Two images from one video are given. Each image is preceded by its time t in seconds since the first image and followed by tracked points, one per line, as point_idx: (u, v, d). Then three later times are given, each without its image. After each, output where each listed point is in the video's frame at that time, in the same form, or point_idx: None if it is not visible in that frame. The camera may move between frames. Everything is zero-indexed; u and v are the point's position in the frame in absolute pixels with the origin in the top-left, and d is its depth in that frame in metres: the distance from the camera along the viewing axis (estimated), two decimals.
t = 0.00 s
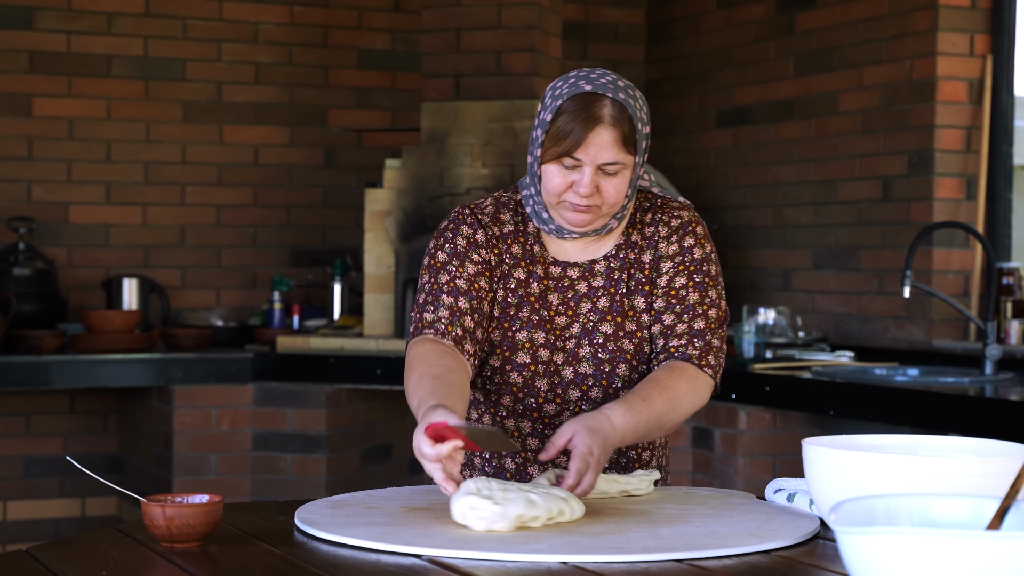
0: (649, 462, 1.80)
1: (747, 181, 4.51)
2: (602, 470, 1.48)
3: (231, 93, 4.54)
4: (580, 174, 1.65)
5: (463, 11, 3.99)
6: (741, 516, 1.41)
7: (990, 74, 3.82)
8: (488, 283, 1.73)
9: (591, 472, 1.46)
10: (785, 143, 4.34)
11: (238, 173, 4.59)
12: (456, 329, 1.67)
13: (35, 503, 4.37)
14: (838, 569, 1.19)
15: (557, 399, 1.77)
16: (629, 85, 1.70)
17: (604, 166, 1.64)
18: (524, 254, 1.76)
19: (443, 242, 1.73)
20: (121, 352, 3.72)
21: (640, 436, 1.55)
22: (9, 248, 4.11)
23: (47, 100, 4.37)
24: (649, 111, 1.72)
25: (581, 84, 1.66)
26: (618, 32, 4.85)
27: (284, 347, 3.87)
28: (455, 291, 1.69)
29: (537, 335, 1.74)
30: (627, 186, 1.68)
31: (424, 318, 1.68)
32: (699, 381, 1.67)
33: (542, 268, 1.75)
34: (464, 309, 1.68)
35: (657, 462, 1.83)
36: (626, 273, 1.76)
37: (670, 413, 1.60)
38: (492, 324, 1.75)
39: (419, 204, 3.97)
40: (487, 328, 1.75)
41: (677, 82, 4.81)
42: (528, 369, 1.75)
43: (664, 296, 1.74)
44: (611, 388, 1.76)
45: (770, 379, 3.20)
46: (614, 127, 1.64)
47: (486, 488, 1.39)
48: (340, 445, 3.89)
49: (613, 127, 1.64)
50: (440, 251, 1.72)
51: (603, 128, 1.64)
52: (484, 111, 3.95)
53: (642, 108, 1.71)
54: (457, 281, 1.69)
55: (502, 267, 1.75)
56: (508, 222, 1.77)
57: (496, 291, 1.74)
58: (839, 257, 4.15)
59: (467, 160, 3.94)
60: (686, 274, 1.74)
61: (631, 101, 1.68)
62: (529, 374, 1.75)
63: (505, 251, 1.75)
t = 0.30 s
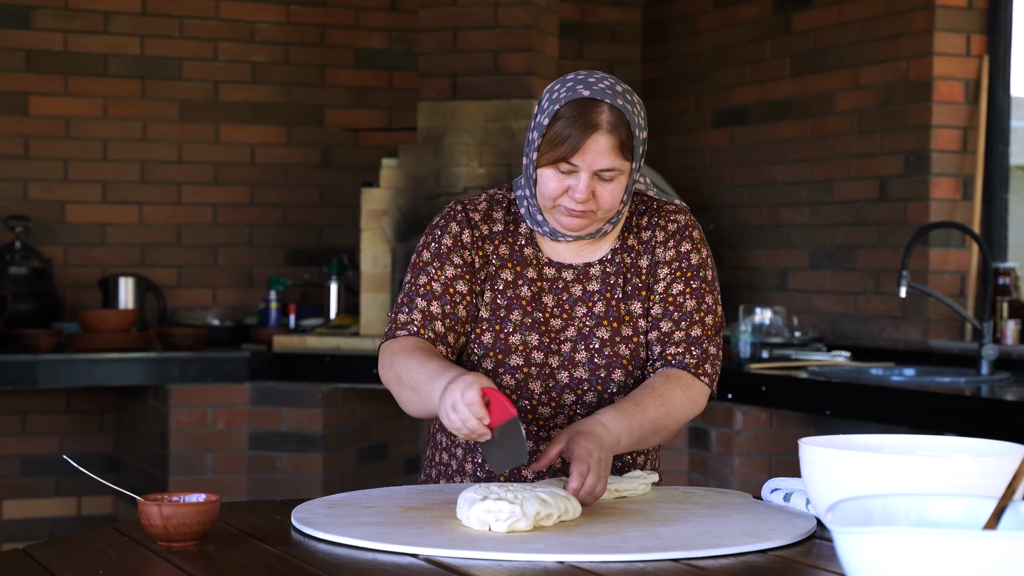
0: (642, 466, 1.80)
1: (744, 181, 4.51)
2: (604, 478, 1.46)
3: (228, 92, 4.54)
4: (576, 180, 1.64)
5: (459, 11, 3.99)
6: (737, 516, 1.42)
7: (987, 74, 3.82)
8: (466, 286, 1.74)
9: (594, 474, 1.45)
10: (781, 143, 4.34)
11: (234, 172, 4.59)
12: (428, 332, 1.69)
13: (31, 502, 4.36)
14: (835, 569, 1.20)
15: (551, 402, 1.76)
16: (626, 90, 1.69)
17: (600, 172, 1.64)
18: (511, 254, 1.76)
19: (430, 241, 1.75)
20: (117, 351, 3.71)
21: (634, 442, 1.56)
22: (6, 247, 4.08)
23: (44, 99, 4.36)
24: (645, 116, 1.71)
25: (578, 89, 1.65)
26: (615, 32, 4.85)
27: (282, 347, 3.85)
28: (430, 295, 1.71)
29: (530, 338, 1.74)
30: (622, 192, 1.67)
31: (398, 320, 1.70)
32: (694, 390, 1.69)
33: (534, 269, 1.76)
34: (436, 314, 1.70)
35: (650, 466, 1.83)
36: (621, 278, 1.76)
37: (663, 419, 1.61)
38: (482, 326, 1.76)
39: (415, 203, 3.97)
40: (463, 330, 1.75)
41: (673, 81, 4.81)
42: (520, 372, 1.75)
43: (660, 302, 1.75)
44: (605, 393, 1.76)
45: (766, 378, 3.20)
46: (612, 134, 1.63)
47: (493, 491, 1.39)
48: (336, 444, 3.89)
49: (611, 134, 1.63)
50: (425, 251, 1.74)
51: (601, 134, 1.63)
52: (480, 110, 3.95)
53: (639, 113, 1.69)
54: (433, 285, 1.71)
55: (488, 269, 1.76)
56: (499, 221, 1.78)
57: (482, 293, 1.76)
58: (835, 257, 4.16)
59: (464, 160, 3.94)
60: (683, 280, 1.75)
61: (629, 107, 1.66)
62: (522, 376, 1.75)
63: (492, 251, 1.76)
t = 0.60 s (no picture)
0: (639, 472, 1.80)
1: (740, 181, 4.51)
2: (592, 477, 1.46)
3: (224, 92, 4.54)
4: (583, 184, 1.64)
5: (456, 10, 3.99)
6: (734, 515, 1.42)
7: (983, 74, 3.83)
8: (474, 288, 1.74)
9: (576, 475, 1.45)
10: (778, 143, 4.34)
11: (230, 172, 4.58)
12: (438, 337, 1.70)
13: (27, 501, 4.36)
14: (832, 569, 1.20)
15: (552, 405, 1.75)
16: (637, 96, 1.68)
17: (608, 178, 1.64)
18: (517, 254, 1.77)
19: (437, 241, 1.75)
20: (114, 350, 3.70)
21: (622, 446, 1.57)
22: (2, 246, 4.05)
23: (40, 98, 4.36)
24: (655, 121, 1.71)
25: (589, 94, 1.65)
26: (611, 31, 4.86)
27: (278, 346, 3.88)
28: (439, 298, 1.71)
29: (534, 339, 1.75)
30: (629, 197, 1.67)
31: (407, 323, 1.71)
32: (685, 398, 1.70)
33: (539, 270, 1.76)
34: (445, 318, 1.71)
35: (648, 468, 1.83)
36: (625, 282, 1.76)
37: (651, 425, 1.63)
38: (487, 326, 1.76)
39: (412, 203, 3.96)
40: (473, 332, 1.76)
41: (670, 81, 4.81)
42: (522, 374, 1.75)
43: (661, 308, 1.75)
44: (606, 397, 1.76)
45: (762, 377, 3.20)
46: (620, 139, 1.63)
47: (490, 490, 1.39)
48: (333, 444, 3.89)
49: (620, 139, 1.63)
50: (433, 250, 1.74)
51: (610, 140, 1.62)
52: (477, 110, 3.95)
53: (649, 118, 1.69)
54: (442, 287, 1.72)
55: (494, 269, 1.76)
56: (506, 220, 1.78)
57: (488, 293, 1.76)
58: (832, 257, 4.16)
59: (460, 159, 3.94)
60: (685, 286, 1.75)
61: (639, 113, 1.66)
62: (524, 378, 1.75)
63: (499, 251, 1.77)
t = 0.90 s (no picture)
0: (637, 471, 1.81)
1: (738, 180, 4.51)
2: (584, 477, 1.47)
3: (221, 91, 4.53)
4: (588, 182, 1.64)
5: (453, 10, 3.99)
6: (731, 516, 1.42)
7: (980, 74, 3.83)
8: (487, 278, 1.74)
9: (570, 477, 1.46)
10: (775, 142, 4.35)
11: (228, 171, 4.58)
12: (455, 327, 1.70)
13: (24, 501, 4.35)
14: (830, 569, 1.20)
15: (554, 400, 1.77)
16: (642, 95, 1.68)
17: (612, 176, 1.64)
18: (524, 247, 1.76)
19: (446, 232, 1.74)
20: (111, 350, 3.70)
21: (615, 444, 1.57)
22: None
23: (37, 97, 4.35)
24: (660, 121, 1.71)
25: (594, 92, 1.64)
26: (609, 31, 4.86)
27: (276, 345, 3.89)
28: (454, 287, 1.71)
29: (540, 334, 1.75)
30: (633, 196, 1.68)
31: (424, 314, 1.71)
32: (678, 397, 1.70)
33: (543, 265, 1.76)
34: (463, 307, 1.71)
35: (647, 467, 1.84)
36: (628, 280, 1.77)
37: (643, 424, 1.63)
38: (494, 318, 1.76)
39: (410, 203, 3.96)
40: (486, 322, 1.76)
41: (667, 80, 4.81)
42: (527, 367, 1.75)
43: (659, 307, 1.76)
44: (607, 394, 1.77)
45: (760, 377, 3.21)
46: (626, 139, 1.63)
47: (490, 491, 1.39)
48: (330, 443, 3.89)
49: (625, 138, 1.63)
50: (443, 241, 1.74)
51: (615, 139, 1.62)
52: (475, 110, 3.95)
53: (654, 119, 1.69)
54: (457, 277, 1.71)
55: (502, 261, 1.75)
56: (513, 213, 1.78)
57: (497, 285, 1.75)
58: (829, 256, 4.17)
59: (458, 159, 3.94)
60: (683, 286, 1.75)
61: (644, 113, 1.66)
62: (529, 372, 1.75)
63: (505, 244, 1.76)
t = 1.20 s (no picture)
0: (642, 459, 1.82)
1: (736, 180, 4.51)
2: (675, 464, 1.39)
3: (220, 91, 4.53)
4: (585, 175, 1.65)
5: (452, 10, 3.99)
6: (732, 515, 1.42)
7: (979, 74, 3.83)
8: (459, 276, 1.74)
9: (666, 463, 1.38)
10: (773, 142, 4.35)
11: (226, 171, 4.58)
12: (411, 322, 1.71)
13: (22, 501, 4.35)
14: (830, 569, 1.20)
15: (551, 393, 1.75)
16: (637, 88, 1.69)
17: (610, 168, 1.64)
18: (517, 246, 1.77)
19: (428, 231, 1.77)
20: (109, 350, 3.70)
21: (704, 418, 1.55)
22: None
23: (36, 97, 4.35)
24: (656, 114, 1.72)
25: (590, 85, 1.65)
26: (607, 31, 4.86)
27: (274, 346, 3.86)
28: (418, 285, 1.73)
29: (531, 328, 1.74)
30: (631, 188, 1.68)
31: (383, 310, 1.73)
32: (744, 366, 1.70)
33: (540, 263, 1.76)
34: (421, 304, 1.72)
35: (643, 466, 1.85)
36: (629, 275, 1.76)
37: (723, 398, 1.61)
38: (483, 316, 1.75)
39: (408, 202, 3.96)
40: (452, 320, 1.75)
41: (665, 80, 4.81)
42: (520, 362, 1.74)
43: (684, 293, 1.76)
44: (606, 388, 1.76)
45: (758, 377, 3.21)
46: (622, 130, 1.63)
47: (487, 490, 1.38)
48: (329, 443, 3.89)
49: (622, 130, 1.63)
50: (422, 240, 1.76)
51: (612, 130, 1.63)
52: (473, 110, 3.95)
53: (650, 111, 1.70)
54: (423, 274, 1.73)
55: (492, 260, 1.76)
56: (504, 211, 1.79)
57: (484, 282, 1.76)
58: (827, 256, 4.17)
59: (456, 158, 3.94)
60: (701, 270, 1.76)
61: (640, 104, 1.67)
62: (522, 366, 1.74)
63: (496, 243, 1.77)
